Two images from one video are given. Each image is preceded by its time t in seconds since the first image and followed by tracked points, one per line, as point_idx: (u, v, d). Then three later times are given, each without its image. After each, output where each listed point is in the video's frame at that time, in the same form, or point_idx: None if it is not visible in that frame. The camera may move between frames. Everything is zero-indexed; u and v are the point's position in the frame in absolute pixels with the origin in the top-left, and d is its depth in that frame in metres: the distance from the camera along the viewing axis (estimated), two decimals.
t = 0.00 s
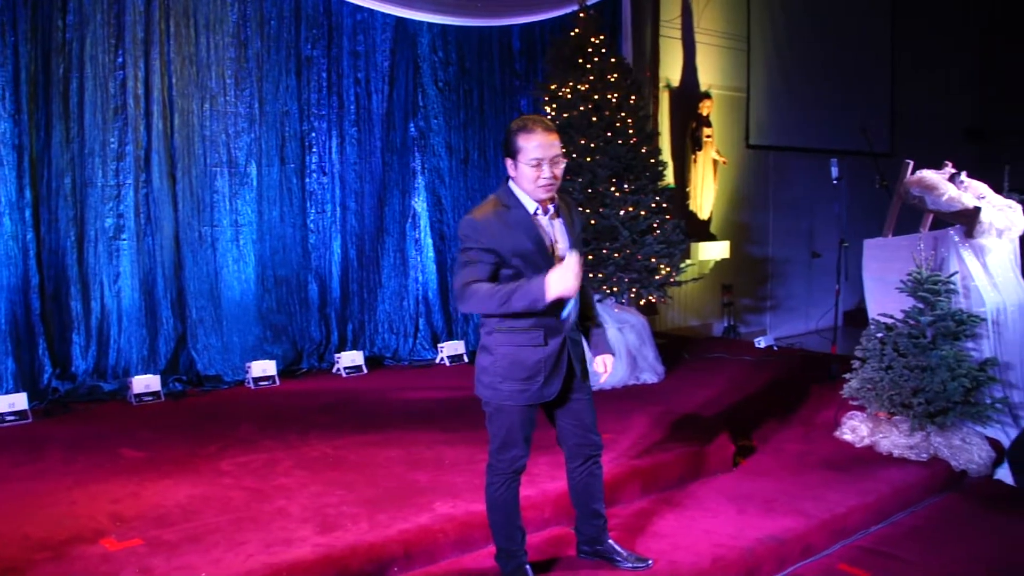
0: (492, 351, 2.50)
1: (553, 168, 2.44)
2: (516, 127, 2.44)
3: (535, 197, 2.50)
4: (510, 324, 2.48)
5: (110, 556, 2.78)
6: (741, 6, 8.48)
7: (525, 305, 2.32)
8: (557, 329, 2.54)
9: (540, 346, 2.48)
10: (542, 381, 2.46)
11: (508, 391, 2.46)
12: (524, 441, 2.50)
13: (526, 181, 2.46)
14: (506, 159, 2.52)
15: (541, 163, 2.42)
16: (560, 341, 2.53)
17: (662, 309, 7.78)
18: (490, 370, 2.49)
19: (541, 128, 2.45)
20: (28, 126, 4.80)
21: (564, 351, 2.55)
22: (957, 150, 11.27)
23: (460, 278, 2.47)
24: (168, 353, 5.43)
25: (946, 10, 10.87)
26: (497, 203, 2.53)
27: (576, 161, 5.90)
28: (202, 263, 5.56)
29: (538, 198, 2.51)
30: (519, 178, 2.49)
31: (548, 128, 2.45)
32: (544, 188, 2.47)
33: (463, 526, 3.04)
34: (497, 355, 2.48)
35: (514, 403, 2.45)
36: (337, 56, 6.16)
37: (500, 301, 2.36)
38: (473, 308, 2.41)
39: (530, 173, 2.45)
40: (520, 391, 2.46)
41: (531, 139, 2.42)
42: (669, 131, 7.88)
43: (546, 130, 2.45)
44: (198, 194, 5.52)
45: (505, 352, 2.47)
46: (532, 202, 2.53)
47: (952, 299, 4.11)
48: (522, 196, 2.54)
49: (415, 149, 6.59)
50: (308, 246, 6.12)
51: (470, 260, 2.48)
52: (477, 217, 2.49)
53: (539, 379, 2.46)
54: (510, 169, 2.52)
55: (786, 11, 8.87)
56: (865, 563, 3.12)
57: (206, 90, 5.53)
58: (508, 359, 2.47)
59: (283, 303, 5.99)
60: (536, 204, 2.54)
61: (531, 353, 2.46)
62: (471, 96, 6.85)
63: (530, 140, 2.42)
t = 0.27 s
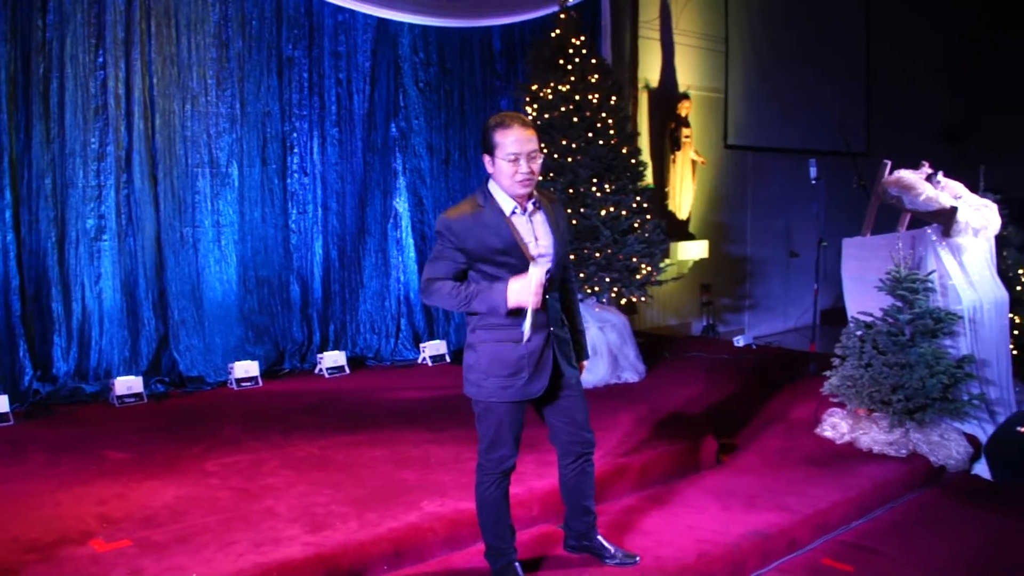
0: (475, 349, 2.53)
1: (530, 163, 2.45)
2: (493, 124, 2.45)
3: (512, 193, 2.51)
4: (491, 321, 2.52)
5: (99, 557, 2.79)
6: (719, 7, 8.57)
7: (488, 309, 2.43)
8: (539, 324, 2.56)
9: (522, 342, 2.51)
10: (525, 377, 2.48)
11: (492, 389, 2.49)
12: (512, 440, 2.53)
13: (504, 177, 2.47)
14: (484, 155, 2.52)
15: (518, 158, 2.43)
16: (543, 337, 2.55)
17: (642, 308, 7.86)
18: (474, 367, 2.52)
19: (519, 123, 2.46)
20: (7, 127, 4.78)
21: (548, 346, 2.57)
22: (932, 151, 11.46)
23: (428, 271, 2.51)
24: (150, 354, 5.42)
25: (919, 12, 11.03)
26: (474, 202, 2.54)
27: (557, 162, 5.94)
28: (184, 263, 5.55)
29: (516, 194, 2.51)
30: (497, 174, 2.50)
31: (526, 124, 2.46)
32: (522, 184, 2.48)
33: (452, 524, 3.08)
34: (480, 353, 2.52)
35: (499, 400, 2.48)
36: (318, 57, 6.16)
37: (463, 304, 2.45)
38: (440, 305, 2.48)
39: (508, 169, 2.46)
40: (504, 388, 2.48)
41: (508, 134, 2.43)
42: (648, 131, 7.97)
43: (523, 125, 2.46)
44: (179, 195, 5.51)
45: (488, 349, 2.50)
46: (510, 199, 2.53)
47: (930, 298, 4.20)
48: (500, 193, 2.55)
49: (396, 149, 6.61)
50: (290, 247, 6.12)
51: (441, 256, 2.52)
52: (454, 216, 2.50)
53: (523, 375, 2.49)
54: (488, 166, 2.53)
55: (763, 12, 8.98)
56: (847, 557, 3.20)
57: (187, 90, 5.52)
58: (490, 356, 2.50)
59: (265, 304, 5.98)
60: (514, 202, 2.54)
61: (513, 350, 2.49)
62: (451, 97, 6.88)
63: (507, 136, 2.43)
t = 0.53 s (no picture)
0: (469, 350, 2.52)
1: (522, 172, 2.44)
2: (487, 129, 2.41)
3: (503, 197, 2.52)
4: (484, 321, 2.52)
5: (96, 555, 2.80)
6: (703, 8, 8.65)
7: (509, 249, 2.25)
8: (532, 323, 2.56)
9: (516, 341, 2.50)
10: (520, 375, 2.46)
11: (488, 388, 2.47)
12: (507, 439, 2.53)
13: (494, 183, 2.47)
14: (475, 155, 2.50)
15: (510, 166, 2.42)
16: (536, 335, 2.55)
17: (627, 308, 7.92)
18: (469, 368, 2.51)
19: (512, 128, 2.41)
20: None
21: (542, 344, 2.56)
22: (914, 153, 11.57)
23: (445, 270, 2.39)
24: (139, 355, 5.42)
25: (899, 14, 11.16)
26: (465, 200, 2.56)
27: (544, 162, 6.00)
28: (173, 264, 5.55)
29: (505, 199, 2.52)
30: (488, 177, 2.49)
31: (519, 129, 2.41)
32: (512, 190, 2.49)
33: (447, 522, 3.12)
34: (474, 354, 2.51)
35: (494, 399, 2.46)
36: (306, 57, 6.17)
37: (490, 264, 2.25)
38: (470, 288, 2.29)
39: (499, 176, 2.45)
40: (500, 387, 2.46)
41: (502, 141, 2.39)
42: (633, 132, 8.04)
43: (517, 131, 2.42)
44: (168, 195, 5.51)
45: (482, 349, 2.50)
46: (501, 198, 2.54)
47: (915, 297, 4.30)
48: (490, 193, 2.56)
49: (384, 150, 6.62)
50: (279, 247, 6.12)
51: (451, 253, 2.43)
52: (447, 214, 2.50)
53: (518, 373, 2.47)
54: (480, 167, 2.52)
55: (746, 14, 9.07)
56: (835, 552, 3.27)
57: (176, 91, 5.51)
58: (484, 356, 2.49)
59: (254, 304, 5.98)
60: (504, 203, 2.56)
61: (507, 348, 2.48)
62: (438, 98, 6.91)
63: (501, 143, 2.39)
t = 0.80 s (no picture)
0: (484, 350, 2.53)
1: (543, 177, 2.46)
2: (509, 133, 2.43)
3: (523, 200, 2.54)
4: (500, 321, 2.53)
5: (117, 552, 2.85)
6: (707, 9, 8.69)
7: (527, 260, 2.29)
8: (546, 323, 2.58)
9: (531, 341, 2.52)
10: (535, 375, 2.49)
11: (503, 388, 2.48)
12: (523, 436, 2.56)
13: (516, 187, 2.50)
14: (497, 159, 2.52)
15: (532, 171, 2.44)
16: (550, 335, 2.57)
17: (633, 307, 7.97)
18: (484, 368, 2.52)
19: (535, 133, 2.43)
20: (9, 128, 4.80)
21: (556, 345, 2.59)
22: (915, 152, 11.60)
23: (460, 274, 2.42)
24: (149, 354, 5.46)
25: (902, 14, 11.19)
26: (485, 201, 2.59)
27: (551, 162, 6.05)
28: (183, 263, 5.59)
29: (524, 203, 2.55)
30: (509, 180, 2.52)
31: (542, 135, 2.43)
32: (533, 194, 2.51)
33: (461, 518, 3.16)
34: (490, 354, 2.52)
35: (510, 399, 2.48)
36: (314, 58, 6.21)
37: (507, 273, 2.30)
38: (485, 294, 2.33)
39: (521, 180, 2.47)
40: (515, 387, 2.48)
41: (525, 147, 2.41)
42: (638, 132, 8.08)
43: (540, 136, 2.43)
44: (178, 195, 5.55)
45: (498, 349, 2.51)
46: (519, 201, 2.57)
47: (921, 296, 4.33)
48: (509, 195, 2.58)
49: (391, 150, 6.66)
50: (287, 246, 6.16)
51: (466, 258, 2.46)
52: (467, 216, 2.53)
53: (533, 373, 2.50)
54: (501, 170, 2.53)
55: (750, 15, 9.11)
56: (844, 549, 3.31)
57: (186, 91, 5.55)
58: (500, 356, 2.50)
59: (263, 303, 6.02)
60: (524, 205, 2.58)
61: (522, 349, 2.50)
62: (445, 99, 6.94)
63: (524, 149, 2.41)
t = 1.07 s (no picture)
0: (495, 348, 2.57)
1: (560, 176, 2.50)
2: (527, 132, 2.47)
3: (537, 200, 2.57)
4: (511, 320, 2.56)
5: (128, 548, 2.88)
6: (703, 9, 8.75)
7: (540, 258, 2.31)
8: (556, 322, 2.61)
9: (541, 340, 2.54)
10: (544, 374, 2.52)
11: (513, 385, 2.52)
12: (530, 433, 2.59)
13: (532, 186, 2.53)
14: (513, 160, 2.55)
15: (549, 169, 2.47)
16: (560, 334, 2.59)
17: (629, 306, 8.02)
18: (494, 365, 2.56)
19: (552, 134, 2.48)
20: (12, 129, 4.82)
21: (565, 343, 2.61)
22: (909, 152, 11.67)
23: (475, 271, 2.46)
24: (151, 353, 5.49)
25: (896, 16, 11.27)
26: (499, 199, 2.62)
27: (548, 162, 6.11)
28: (185, 263, 5.62)
29: (540, 202, 2.58)
30: (525, 180, 2.55)
31: (559, 136, 2.48)
32: (548, 194, 2.54)
33: (467, 515, 3.21)
34: (500, 351, 2.55)
35: (518, 396, 2.52)
36: (315, 59, 6.24)
37: (521, 271, 2.33)
38: (500, 291, 2.36)
39: (537, 179, 2.50)
40: (524, 385, 2.52)
41: (541, 146, 2.45)
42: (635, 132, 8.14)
43: (557, 137, 2.48)
44: (180, 195, 5.57)
45: (508, 347, 2.54)
46: (533, 202, 2.61)
47: (917, 294, 4.39)
48: (523, 194, 2.62)
49: (391, 150, 6.70)
50: (288, 246, 6.19)
51: (481, 256, 2.50)
52: (481, 215, 2.57)
53: (541, 372, 2.53)
54: (516, 170, 2.57)
55: (745, 15, 9.17)
56: (844, 542, 3.36)
57: (188, 92, 5.58)
58: (510, 354, 2.53)
59: (264, 302, 6.05)
60: (537, 205, 2.62)
61: (532, 347, 2.53)
62: (444, 99, 6.97)
63: (541, 147, 2.45)
